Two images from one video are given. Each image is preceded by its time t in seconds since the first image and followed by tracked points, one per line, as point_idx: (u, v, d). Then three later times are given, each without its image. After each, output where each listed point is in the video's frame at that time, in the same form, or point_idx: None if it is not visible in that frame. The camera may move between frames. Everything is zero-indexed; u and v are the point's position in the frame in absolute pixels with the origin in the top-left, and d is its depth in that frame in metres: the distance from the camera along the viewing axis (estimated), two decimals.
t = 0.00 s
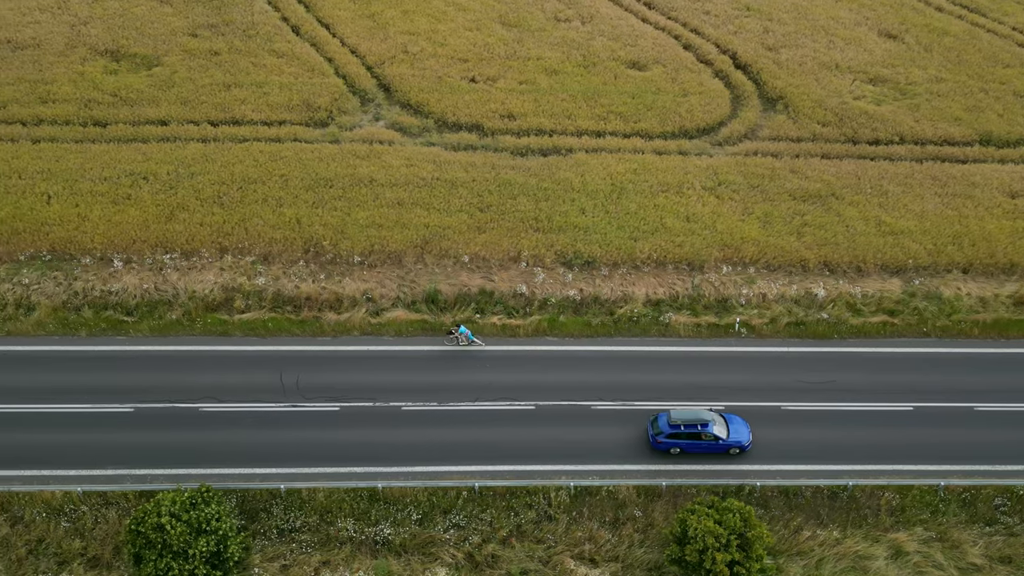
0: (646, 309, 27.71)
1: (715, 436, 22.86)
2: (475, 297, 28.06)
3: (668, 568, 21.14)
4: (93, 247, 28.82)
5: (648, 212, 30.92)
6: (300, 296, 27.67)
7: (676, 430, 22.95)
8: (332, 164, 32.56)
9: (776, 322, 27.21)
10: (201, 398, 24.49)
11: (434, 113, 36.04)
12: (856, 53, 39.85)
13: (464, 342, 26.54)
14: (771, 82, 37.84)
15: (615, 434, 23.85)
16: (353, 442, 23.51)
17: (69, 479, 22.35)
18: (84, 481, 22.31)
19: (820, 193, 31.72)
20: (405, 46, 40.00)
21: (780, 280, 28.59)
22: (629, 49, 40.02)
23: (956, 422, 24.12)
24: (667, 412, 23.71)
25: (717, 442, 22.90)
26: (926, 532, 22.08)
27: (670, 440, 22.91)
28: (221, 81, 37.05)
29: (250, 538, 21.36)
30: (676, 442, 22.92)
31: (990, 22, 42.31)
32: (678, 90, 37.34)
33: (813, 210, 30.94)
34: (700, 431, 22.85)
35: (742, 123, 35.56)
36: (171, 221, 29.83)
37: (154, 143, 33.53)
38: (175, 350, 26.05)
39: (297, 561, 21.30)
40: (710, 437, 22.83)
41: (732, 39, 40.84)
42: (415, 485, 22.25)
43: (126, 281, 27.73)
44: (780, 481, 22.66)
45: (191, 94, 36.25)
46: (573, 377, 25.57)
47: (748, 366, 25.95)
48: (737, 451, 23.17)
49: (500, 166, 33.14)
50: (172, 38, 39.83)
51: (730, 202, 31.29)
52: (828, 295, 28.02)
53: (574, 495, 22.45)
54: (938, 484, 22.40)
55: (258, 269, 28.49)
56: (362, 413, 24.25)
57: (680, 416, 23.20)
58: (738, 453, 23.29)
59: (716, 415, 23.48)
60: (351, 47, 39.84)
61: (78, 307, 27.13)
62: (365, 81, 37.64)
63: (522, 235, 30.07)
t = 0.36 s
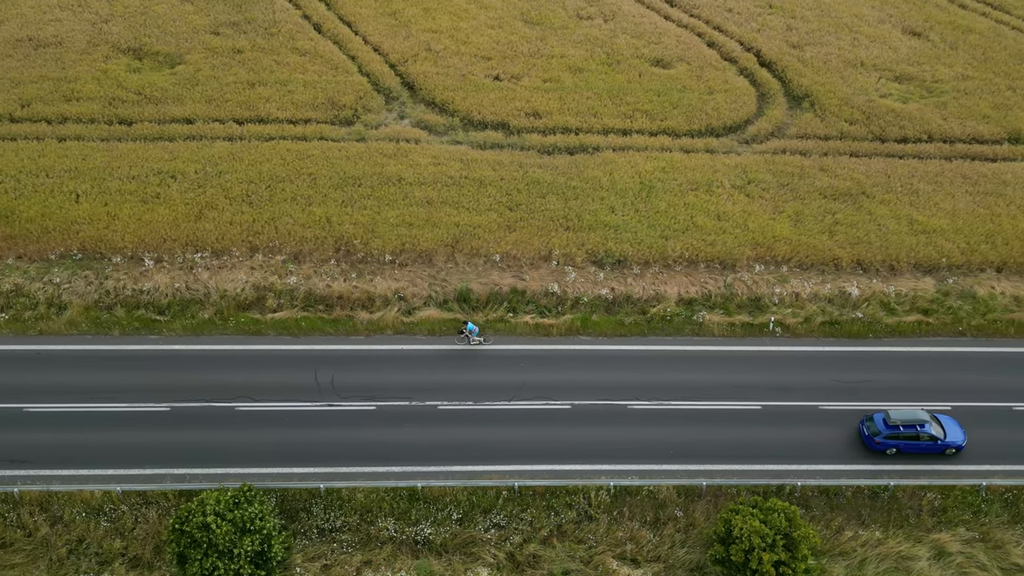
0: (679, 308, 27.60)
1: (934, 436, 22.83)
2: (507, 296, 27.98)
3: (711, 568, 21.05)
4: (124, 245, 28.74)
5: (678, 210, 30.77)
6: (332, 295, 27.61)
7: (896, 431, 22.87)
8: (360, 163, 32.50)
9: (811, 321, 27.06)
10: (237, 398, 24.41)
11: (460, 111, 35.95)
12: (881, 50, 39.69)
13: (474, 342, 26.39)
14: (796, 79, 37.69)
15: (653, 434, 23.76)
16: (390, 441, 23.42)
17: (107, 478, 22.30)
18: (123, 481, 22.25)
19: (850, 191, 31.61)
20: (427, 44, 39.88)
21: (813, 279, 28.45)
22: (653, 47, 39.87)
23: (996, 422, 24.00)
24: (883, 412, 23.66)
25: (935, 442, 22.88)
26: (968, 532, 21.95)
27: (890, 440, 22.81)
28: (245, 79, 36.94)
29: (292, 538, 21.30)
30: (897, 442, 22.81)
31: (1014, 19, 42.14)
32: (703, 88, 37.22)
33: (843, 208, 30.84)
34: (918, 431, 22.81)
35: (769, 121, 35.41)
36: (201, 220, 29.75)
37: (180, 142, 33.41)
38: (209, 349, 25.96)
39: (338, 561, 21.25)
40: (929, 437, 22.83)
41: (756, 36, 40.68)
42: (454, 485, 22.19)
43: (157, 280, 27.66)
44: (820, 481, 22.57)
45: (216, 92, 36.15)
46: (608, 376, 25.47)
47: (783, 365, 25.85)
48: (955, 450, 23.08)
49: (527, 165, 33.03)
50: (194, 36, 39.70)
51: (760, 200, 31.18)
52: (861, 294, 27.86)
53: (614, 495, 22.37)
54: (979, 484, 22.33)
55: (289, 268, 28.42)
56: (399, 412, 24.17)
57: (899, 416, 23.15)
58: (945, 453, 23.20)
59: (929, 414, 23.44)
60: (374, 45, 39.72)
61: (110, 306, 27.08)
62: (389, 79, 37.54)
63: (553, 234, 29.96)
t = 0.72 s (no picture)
0: (716, 307, 27.46)
1: None
2: (543, 295, 27.88)
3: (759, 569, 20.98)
4: (158, 244, 28.67)
5: (712, 208, 30.64)
6: (368, 294, 27.54)
7: None
8: (391, 161, 32.43)
9: (849, 320, 26.89)
10: (276, 396, 24.33)
11: (488, 109, 35.84)
12: (909, 48, 39.54)
13: (485, 340, 26.22)
14: (825, 77, 37.54)
15: (695, 433, 23.66)
16: (433, 441, 23.36)
17: (150, 478, 22.20)
18: (166, 481, 22.19)
19: (884, 190, 31.50)
20: (453, 42, 39.75)
21: (850, 278, 28.31)
22: (679, 44, 39.72)
23: None
24: None
25: None
26: (1016, 532, 21.87)
27: None
28: (272, 77, 36.82)
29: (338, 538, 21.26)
30: None
31: None
32: (732, 86, 37.09)
33: (878, 207, 30.73)
34: None
35: (798, 119, 35.29)
36: (234, 218, 29.66)
37: (210, 141, 33.32)
38: (246, 348, 25.88)
39: (386, 560, 21.22)
40: None
41: (782, 34, 40.54)
42: (500, 484, 22.11)
43: (193, 279, 27.58)
44: (865, 481, 22.46)
45: (244, 91, 36.03)
46: (648, 375, 25.36)
47: (823, 365, 25.72)
48: None
49: (558, 163, 32.90)
50: (219, 34, 39.54)
51: (794, 198, 31.07)
52: (899, 293, 27.70)
53: (659, 495, 22.28)
54: None
55: (325, 267, 28.37)
56: (439, 411, 24.08)
57: None
58: None
59: None
60: (399, 42, 39.59)
61: (147, 305, 27.03)
62: (416, 77, 37.43)
63: (588, 232, 29.83)
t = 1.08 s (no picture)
0: (754, 306, 27.32)
1: None
2: (580, 294, 27.78)
3: (810, 569, 20.87)
4: (194, 243, 28.58)
5: (747, 207, 30.51)
6: (405, 293, 27.49)
7: None
8: (423, 160, 32.38)
9: (889, 319, 26.71)
10: (317, 395, 24.27)
11: (517, 107, 35.71)
12: (937, 45, 39.37)
13: (494, 339, 26.16)
14: (854, 75, 37.38)
15: (739, 433, 23.56)
16: (476, 440, 23.27)
17: (195, 477, 22.12)
18: (211, 480, 22.11)
19: (919, 188, 31.40)
20: (479, 40, 39.62)
21: (887, 277, 28.17)
22: (706, 42, 39.58)
23: None
24: None
25: None
26: None
27: None
28: (299, 75, 36.70)
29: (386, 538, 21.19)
30: None
31: None
32: (761, 84, 36.98)
33: (913, 205, 30.62)
34: None
35: (829, 117, 35.15)
36: (269, 217, 29.57)
37: (240, 139, 33.22)
38: (285, 347, 25.81)
39: (434, 560, 21.16)
40: None
41: (809, 32, 40.41)
42: (546, 484, 22.03)
43: (229, 278, 27.53)
44: (912, 482, 22.29)
45: (272, 89, 35.91)
46: (689, 374, 25.25)
47: (864, 364, 25.57)
48: None
49: (590, 161, 32.74)
50: (244, 32, 39.40)
51: (829, 196, 30.98)
52: (938, 292, 27.53)
53: (706, 495, 22.18)
54: None
55: (361, 266, 28.32)
56: (481, 411, 24.00)
57: None
58: None
59: None
60: (425, 40, 39.47)
61: (184, 305, 26.98)
62: (443, 75, 37.33)
63: (623, 231, 29.72)
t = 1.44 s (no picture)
0: (793, 305, 27.18)
1: None
2: (617, 292, 27.67)
3: (861, 569, 20.75)
4: (230, 242, 28.49)
5: (783, 205, 30.38)
6: (443, 292, 27.44)
7: None
8: (456, 159, 32.33)
9: (930, 318, 26.52)
10: (360, 395, 24.24)
11: (547, 105, 35.56)
12: (967, 43, 39.22)
13: (506, 338, 26.11)
14: (884, 73, 37.23)
15: (783, 433, 23.45)
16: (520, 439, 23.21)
17: (241, 477, 22.09)
18: (257, 480, 22.07)
19: (955, 186, 31.28)
20: (506, 38, 39.49)
21: (926, 276, 28.02)
22: (734, 39, 39.45)
23: None
24: None
25: None
26: None
27: None
28: (328, 73, 36.58)
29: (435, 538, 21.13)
30: None
31: None
32: (791, 81, 36.88)
33: (950, 204, 30.50)
34: None
35: (861, 115, 35.02)
36: (304, 216, 29.49)
37: (271, 137, 33.11)
38: (325, 346, 25.77)
39: (482, 560, 21.09)
40: None
41: (837, 29, 40.27)
42: (593, 484, 21.94)
43: (266, 277, 27.46)
44: (960, 482, 22.12)
45: (301, 86, 35.80)
46: (731, 374, 25.14)
47: (907, 364, 25.42)
48: None
49: (622, 159, 32.57)
50: (271, 30, 39.27)
51: (864, 195, 30.88)
52: (978, 291, 27.35)
53: (753, 495, 22.07)
54: None
55: (398, 264, 28.26)
56: (524, 410, 23.92)
57: None
58: None
59: None
60: (452, 38, 39.35)
61: (222, 303, 26.91)
62: (472, 73, 37.23)
63: (659, 229, 29.59)
